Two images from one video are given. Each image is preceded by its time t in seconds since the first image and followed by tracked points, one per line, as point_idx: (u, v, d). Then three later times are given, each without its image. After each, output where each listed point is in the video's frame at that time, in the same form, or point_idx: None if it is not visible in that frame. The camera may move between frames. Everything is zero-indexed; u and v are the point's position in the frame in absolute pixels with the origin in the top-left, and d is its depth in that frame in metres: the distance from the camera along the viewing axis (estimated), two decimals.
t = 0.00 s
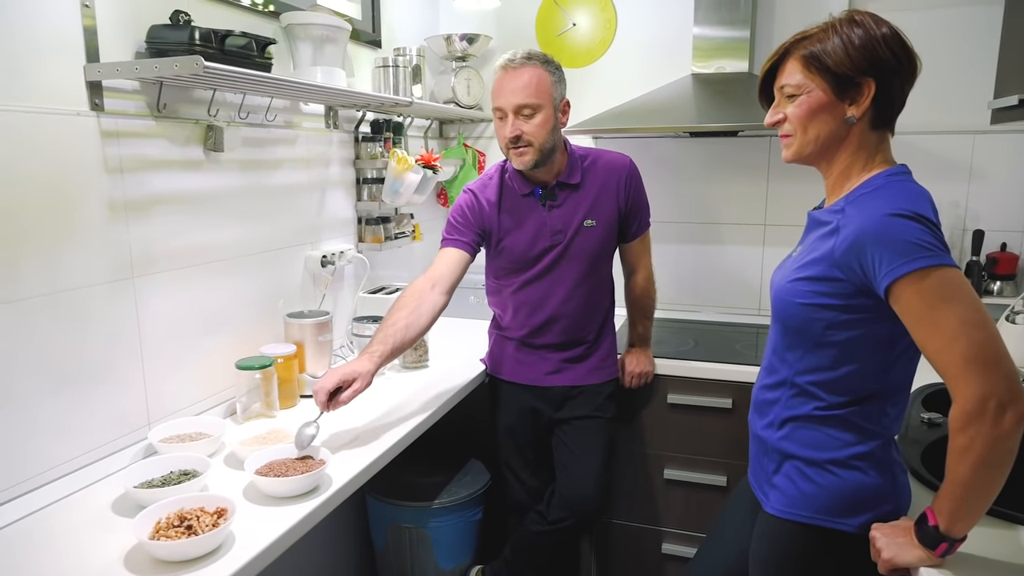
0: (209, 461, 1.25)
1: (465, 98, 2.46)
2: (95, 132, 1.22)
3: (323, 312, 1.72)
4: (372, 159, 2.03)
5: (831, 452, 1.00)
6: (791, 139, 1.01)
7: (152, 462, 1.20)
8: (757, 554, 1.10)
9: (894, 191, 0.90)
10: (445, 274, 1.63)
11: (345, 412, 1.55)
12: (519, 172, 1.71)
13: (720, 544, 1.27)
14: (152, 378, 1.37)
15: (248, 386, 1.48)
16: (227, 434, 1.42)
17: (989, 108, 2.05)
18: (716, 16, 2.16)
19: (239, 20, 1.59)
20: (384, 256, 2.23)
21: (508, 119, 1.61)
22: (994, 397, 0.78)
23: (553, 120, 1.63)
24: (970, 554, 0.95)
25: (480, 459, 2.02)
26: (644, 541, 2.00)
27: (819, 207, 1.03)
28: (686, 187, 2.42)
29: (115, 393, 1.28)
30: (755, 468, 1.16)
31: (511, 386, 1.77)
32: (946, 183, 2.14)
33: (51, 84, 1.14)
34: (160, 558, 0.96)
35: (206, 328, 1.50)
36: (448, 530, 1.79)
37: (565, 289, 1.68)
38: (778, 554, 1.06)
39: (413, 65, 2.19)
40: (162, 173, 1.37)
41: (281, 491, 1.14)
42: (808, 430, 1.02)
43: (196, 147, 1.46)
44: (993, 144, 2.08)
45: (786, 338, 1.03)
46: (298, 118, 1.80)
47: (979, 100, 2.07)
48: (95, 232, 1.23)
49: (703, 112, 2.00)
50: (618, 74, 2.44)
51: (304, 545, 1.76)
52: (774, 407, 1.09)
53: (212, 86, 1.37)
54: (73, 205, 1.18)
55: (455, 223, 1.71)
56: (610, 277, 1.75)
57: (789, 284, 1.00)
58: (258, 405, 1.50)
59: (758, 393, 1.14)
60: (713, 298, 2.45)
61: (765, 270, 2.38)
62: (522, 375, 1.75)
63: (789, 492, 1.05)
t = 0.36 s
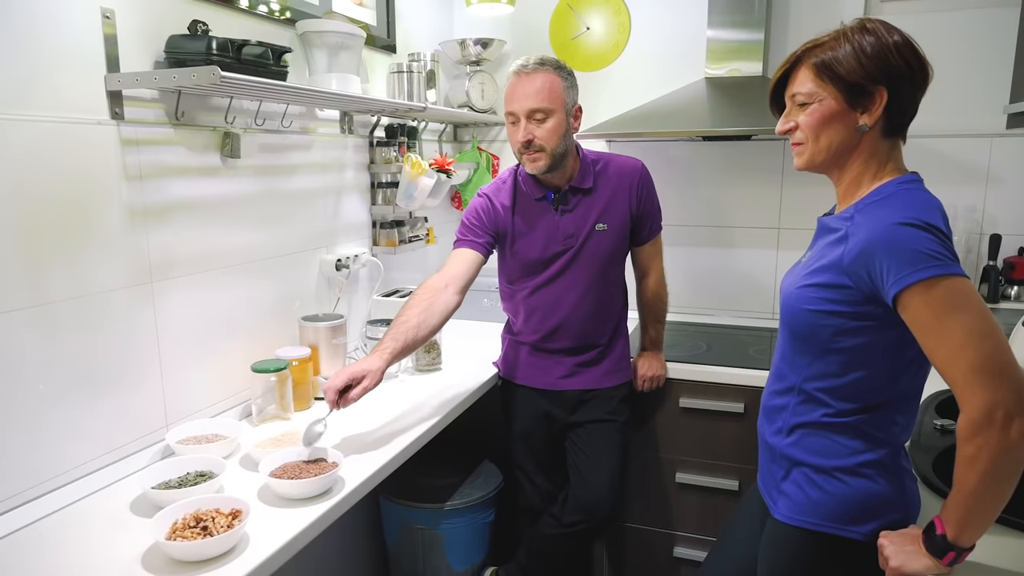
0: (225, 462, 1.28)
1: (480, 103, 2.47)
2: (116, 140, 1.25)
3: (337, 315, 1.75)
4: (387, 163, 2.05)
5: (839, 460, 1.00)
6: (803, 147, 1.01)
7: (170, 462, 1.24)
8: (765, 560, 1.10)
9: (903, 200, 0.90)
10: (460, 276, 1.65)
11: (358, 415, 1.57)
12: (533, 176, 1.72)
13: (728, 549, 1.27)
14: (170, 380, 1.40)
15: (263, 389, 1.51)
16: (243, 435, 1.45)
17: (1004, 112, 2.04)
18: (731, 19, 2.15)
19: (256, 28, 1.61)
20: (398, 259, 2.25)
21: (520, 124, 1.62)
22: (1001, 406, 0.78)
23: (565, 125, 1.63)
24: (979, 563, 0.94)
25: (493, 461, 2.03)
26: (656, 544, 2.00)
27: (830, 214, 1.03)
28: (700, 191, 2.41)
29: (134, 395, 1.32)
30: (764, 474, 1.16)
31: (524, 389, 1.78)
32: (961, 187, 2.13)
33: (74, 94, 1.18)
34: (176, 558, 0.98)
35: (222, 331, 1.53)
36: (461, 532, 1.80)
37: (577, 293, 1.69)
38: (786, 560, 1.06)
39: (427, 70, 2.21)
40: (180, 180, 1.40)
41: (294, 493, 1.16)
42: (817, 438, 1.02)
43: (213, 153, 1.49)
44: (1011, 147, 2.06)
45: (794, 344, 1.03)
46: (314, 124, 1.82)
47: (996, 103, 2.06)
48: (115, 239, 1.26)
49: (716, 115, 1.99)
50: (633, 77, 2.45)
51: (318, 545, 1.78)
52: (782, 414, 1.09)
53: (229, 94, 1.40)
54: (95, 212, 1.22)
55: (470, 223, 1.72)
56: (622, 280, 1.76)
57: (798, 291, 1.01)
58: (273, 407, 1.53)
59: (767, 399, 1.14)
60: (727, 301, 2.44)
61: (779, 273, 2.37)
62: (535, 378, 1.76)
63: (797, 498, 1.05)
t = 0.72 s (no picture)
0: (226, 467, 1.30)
1: (482, 107, 2.49)
2: (119, 147, 1.27)
3: (338, 320, 1.76)
4: (389, 168, 2.07)
5: (832, 468, 1.01)
6: (797, 158, 1.01)
7: (173, 466, 1.27)
8: (759, 566, 1.10)
9: (894, 210, 0.90)
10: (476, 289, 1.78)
11: (359, 419, 1.58)
12: (536, 178, 1.73)
13: (724, 554, 1.28)
14: (172, 385, 1.41)
15: (265, 393, 1.52)
16: (244, 439, 1.46)
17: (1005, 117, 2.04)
18: (732, 24, 2.15)
19: (259, 35, 1.63)
20: (401, 263, 2.27)
21: (526, 122, 1.64)
22: (991, 417, 0.79)
23: (570, 126, 1.64)
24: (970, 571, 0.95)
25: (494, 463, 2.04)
26: (656, 548, 2.00)
27: (824, 223, 1.04)
28: (702, 195, 2.42)
29: (136, 400, 1.33)
30: (759, 480, 1.17)
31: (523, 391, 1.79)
32: (962, 192, 2.13)
33: (77, 103, 1.19)
34: (176, 563, 0.99)
35: (225, 336, 1.55)
36: (461, 535, 1.81)
37: (575, 296, 1.70)
38: (780, 567, 1.06)
39: (429, 75, 2.22)
40: (183, 186, 1.42)
41: (293, 498, 1.17)
42: (811, 445, 1.03)
43: (216, 160, 1.50)
44: (1013, 152, 2.06)
45: (788, 352, 1.04)
46: (316, 130, 1.84)
47: (998, 109, 2.06)
48: (118, 245, 1.27)
49: (718, 120, 1.99)
50: (635, 81, 2.45)
51: (319, 547, 1.79)
52: (777, 421, 1.09)
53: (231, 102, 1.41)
54: (97, 219, 1.23)
55: (475, 232, 1.77)
56: (623, 284, 1.76)
57: (792, 299, 1.01)
58: (274, 411, 1.54)
59: (762, 406, 1.15)
60: (729, 305, 2.44)
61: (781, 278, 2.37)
62: (534, 381, 1.77)
63: (791, 505, 1.06)
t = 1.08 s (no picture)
0: (224, 467, 1.30)
1: (481, 108, 2.49)
2: (117, 150, 1.28)
3: (337, 321, 1.76)
4: (388, 169, 2.07)
5: (826, 470, 1.01)
6: (791, 162, 1.02)
7: (172, 467, 1.27)
8: (754, 568, 1.11)
9: (888, 214, 0.91)
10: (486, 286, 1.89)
11: (357, 420, 1.59)
12: (534, 177, 1.75)
13: (719, 555, 1.28)
14: (171, 386, 1.42)
15: (263, 393, 1.53)
16: (243, 440, 1.47)
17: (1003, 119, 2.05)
18: (730, 26, 2.16)
19: (257, 37, 1.63)
20: (399, 264, 2.27)
21: (521, 123, 1.65)
22: (982, 421, 0.79)
23: (565, 126, 1.65)
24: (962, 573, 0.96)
25: (492, 464, 2.05)
26: (653, 549, 2.01)
27: (819, 226, 1.04)
28: (700, 197, 2.42)
29: (135, 400, 1.34)
30: (755, 482, 1.17)
31: (518, 390, 1.81)
32: (960, 195, 2.13)
33: (76, 106, 1.20)
34: (174, 563, 1.00)
35: (223, 337, 1.55)
36: (459, 536, 1.82)
37: (569, 296, 1.71)
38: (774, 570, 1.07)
39: (428, 77, 2.23)
40: (182, 188, 1.42)
41: (291, 499, 1.18)
42: (805, 448, 1.04)
43: (215, 162, 1.51)
44: (1010, 155, 2.07)
45: (782, 355, 1.04)
46: (315, 131, 1.84)
47: (996, 111, 2.07)
48: (117, 247, 1.28)
49: (716, 122, 2.00)
50: (634, 84, 2.46)
51: (317, 548, 1.80)
52: (771, 423, 1.10)
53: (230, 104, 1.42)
54: (96, 221, 1.24)
55: (478, 233, 1.85)
56: (619, 285, 1.77)
57: (786, 302, 1.02)
58: (273, 411, 1.55)
59: (757, 409, 1.15)
60: (727, 307, 2.45)
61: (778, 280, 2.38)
62: (529, 380, 1.78)
63: (785, 508, 1.07)
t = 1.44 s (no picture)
0: (223, 467, 1.30)
1: (482, 108, 2.49)
2: (118, 150, 1.28)
3: (337, 321, 1.76)
4: (388, 169, 2.07)
5: (826, 472, 1.01)
6: (779, 152, 1.05)
7: (172, 467, 1.28)
8: (754, 570, 1.11)
9: (887, 216, 0.90)
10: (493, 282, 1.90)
11: (357, 420, 1.59)
12: (536, 173, 1.76)
13: (718, 556, 1.28)
14: (172, 386, 1.42)
15: (264, 393, 1.53)
16: (243, 440, 1.47)
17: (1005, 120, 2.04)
18: (732, 26, 2.15)
19: (258, 38, 1.63)
20: (400, 264, 2.27)
21: (538, 114, 1.67)
22: (981, 423, 0.79)
23: (578, 121, 1.70)
24: None
25: (492, 464, 2.05)
26: (653, 549, 2.01)
27: (816, 228, 1.04)
28: (702, 197, 2.42)
29: (135, 400, 1.34)
30: (755, 484, 1.17)
31: (518, 387, 1.81)
32: (962, 195, 2.13)
33: (77, 106, 1.20)
34: (173, 563, 1.00)
35: (223, 337, 1.55)
36: (459, 536, 1.82)
37: (568, 292, 1.71)
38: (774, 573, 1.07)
39: (429, 76, 2.23)
40: (182, 188, 1.42)
41: (290, 499, 1.18)
42: (805, 450, 1.03)
43: (215, 162, 1.51)
44: (1013, 156, 2.06)
45: (782, 357, 1.04)
46: (316, 131, 1.84)
47: (998, 112, 2.06)
48: (117, 247, 1.28)
49: (718, 122, 1.99)
50: (635, 84, 2.45)
51: (317, 548, 1.80)
52: (771, 425, 1.10)
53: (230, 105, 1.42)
54: (96, 221, 1.24)
55: (483, 230, 1.87)
56: (619, 282, 1.76)
57: (785, 304, 1.02)
58: (273, 411, 1.55)
59: (757, 410, 1.15)
60: (727, 307, 2.45)
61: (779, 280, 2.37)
62: (528, 377, 1.78)
63: (785, 510, 1.06)
